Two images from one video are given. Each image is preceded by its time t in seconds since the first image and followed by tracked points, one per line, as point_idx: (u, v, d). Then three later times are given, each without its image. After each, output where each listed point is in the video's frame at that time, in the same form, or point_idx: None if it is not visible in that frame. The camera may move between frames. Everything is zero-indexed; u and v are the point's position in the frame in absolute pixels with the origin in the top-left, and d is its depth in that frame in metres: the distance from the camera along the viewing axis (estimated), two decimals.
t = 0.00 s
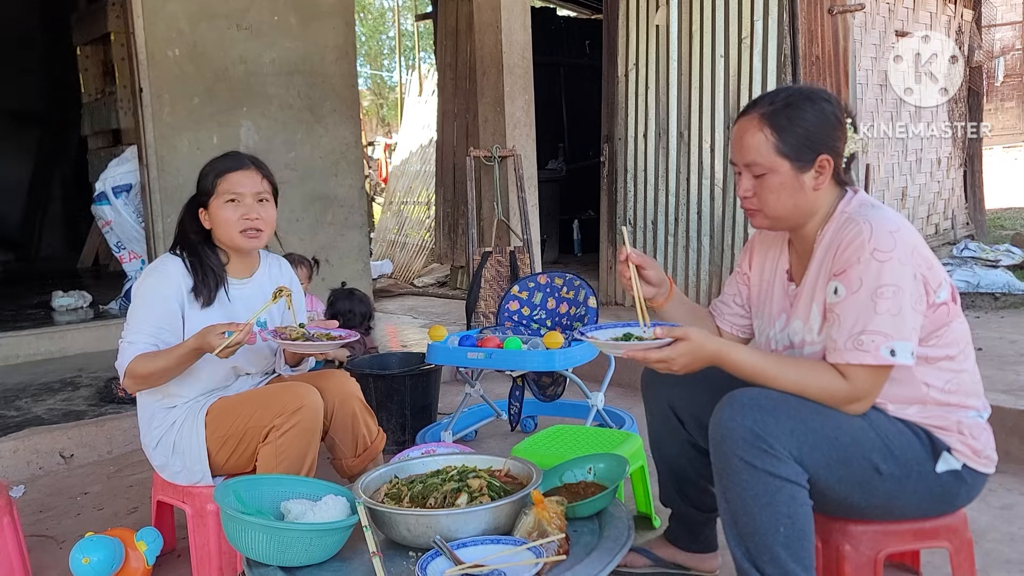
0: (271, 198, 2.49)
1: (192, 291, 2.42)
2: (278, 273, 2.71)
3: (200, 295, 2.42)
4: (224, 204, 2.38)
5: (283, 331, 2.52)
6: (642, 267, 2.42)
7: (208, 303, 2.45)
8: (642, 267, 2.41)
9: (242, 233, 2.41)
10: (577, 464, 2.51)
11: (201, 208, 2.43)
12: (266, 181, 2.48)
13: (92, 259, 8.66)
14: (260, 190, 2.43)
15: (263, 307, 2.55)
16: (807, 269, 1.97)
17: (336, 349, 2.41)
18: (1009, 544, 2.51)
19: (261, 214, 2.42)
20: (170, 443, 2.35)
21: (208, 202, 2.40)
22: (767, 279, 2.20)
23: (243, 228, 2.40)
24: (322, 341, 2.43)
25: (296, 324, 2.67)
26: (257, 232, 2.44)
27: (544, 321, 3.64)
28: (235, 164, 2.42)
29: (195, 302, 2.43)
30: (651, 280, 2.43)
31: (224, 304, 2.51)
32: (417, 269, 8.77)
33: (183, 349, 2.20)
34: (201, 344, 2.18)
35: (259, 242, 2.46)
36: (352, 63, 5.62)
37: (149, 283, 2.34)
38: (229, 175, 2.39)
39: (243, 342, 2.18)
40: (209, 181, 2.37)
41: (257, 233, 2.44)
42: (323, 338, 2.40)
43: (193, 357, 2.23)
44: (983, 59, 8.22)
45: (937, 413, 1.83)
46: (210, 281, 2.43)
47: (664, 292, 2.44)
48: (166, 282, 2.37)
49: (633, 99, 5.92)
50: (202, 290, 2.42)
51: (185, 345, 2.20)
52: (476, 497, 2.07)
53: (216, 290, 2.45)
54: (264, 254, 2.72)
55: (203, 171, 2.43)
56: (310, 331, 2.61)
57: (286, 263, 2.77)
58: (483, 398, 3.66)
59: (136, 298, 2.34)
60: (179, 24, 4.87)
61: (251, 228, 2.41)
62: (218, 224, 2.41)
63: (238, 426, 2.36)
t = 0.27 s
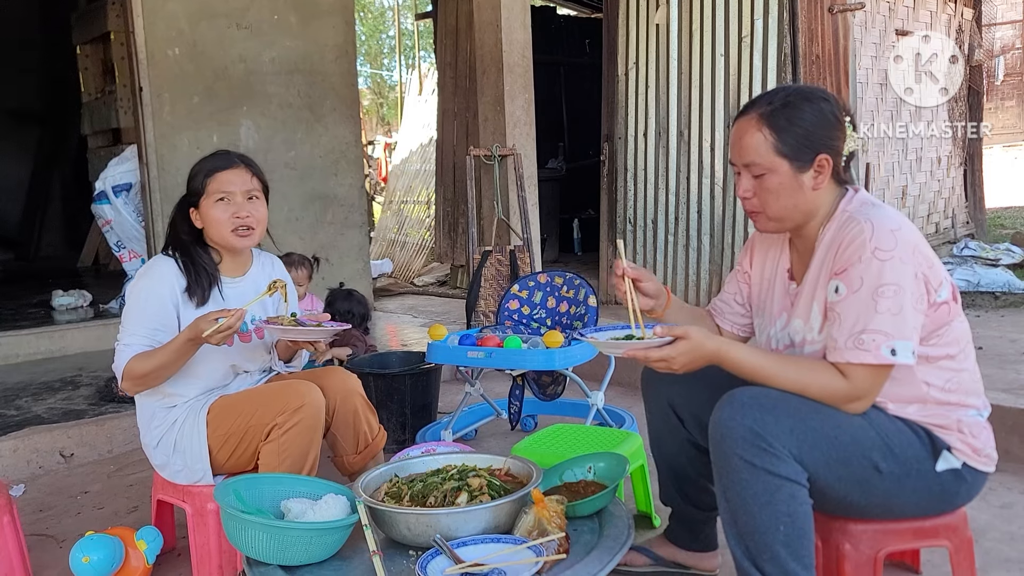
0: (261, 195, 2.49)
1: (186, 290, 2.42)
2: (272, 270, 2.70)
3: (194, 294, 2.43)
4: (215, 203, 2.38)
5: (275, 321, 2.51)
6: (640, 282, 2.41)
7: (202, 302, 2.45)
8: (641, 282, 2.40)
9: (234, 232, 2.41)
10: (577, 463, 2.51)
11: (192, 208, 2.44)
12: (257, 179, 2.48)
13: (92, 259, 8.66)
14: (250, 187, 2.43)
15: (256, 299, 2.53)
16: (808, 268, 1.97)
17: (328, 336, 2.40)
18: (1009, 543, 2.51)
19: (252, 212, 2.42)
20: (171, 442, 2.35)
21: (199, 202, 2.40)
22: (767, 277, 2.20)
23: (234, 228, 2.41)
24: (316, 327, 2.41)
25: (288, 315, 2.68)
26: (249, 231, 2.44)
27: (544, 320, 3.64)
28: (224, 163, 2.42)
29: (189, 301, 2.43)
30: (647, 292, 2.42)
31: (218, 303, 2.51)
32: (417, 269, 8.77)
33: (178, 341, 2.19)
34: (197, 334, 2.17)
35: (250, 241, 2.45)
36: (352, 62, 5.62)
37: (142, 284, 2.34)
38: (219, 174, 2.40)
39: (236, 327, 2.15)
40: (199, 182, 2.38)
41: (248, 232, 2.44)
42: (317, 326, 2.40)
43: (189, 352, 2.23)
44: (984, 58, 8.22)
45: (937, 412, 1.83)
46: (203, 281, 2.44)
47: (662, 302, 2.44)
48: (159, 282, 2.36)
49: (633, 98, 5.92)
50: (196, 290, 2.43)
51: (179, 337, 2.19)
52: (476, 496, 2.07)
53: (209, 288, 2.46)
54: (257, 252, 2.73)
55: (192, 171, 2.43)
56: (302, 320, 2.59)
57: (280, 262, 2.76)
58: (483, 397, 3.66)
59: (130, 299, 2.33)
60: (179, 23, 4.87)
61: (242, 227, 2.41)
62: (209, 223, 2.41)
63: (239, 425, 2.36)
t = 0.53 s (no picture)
0: (240, 192, 2.48)
1: (169, 290, 2.41)
2: (256, 268, 2.71)
3: (178, 295, 2.41)
4: (193, 202, 2.38)
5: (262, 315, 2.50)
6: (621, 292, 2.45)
7: (187, 302, 2.44)
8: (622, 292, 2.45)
9: (213, 230, 2.41)
10: (576, 462, 2.51)
11: (171, 208, 2.44)
12: (235, 176, 2.48)
13: (91, 258, 8.65)
14: (227, 184, 2.43)
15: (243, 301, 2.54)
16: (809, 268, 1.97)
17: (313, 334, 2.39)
18: (1009, 542, 2.51)
19: (230, 209, 2.42)
20: (171, 441, 2.35)
21: (177, 202, 2.40)
22: (768, 276, 2.20)
23: (213, 226, 2.40)
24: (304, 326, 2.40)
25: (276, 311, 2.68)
26: (228, 228, 2.44)
27: (544, 319, 3.64)
28: (201, 161, 2.42)
29: (174, 301, 2.42)
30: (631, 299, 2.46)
31: (203, 302, 2.50)
32: (416, 268, 8.77)
33: (166, 345, 2.19)
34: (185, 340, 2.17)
35: (230, 238, 2.45)
36: (352, 61, 5.62)
37: (126, 288, 2.33)
38: (196, 173, 2.39)
39: (222, 330, 2.16)
40: (176, 181, 2.38)
41: (228, 229, 2.44)
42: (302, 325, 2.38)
43: (177, 355, 2.23)
44: (983, 57, 8.23)
45: (937, 412, 1.83)
46: (186, 280, 2.42)
47: (650, 304, 2.47)
48: (142, 285, 2.35)
49: (633, 97, 5.92)
50: (179, 290, 2.41)
51: (166, 341, 2.19)
52: (476, 495, 2.07)
53: (193, 288, 2.44)
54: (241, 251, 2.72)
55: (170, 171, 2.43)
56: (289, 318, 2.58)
57: (264, 259, 2.77)
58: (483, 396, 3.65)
59: (115, 304, 2.32)
60: (178, 22, 4.86)
61: (221, 223, 2.41)
62: (188, 222, 2.41)
63: (237, 423, 2.35)
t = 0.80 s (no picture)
0: (227, 190, 2.49)
1: (159, 290, 2.40)
2: (245, 265, 2.71)
3: (167, 294, 2.41)
4: (181, 201, 2.38)
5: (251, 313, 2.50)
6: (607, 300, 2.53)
7: (176, 301, 2.43)
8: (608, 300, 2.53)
9: (202, 228, 2.41)
10: (576, 461, 2.51)
11: (158, 207, 2.43)
12: (221, 173, 2.48)
13: (91, 258, 8.66)
14: (214, 182, 2.43)
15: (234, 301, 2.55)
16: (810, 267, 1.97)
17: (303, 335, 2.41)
18: (1009, 541, 2.51)
19: (218, 207, 2.43)
20: (170, 441, 2.36)
21: (164, 201, 2.40)
22: (767, 275, 2.20)
23: (202, 224, 2.41)
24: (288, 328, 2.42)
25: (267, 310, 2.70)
26: (216, 225, 2.44)
27: (544, 319, 3.64)
28: (185, 160, 2.42)
29: (163, 300, 2.42)
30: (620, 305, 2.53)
31: (193, 300, 2.50)
32: (416, 268, 8.77)
33: (155, 349, 2.19)
34: (174, 347, 2.17)
35: (219, 235, 2.46)
36: (351, 61, 5.61)
37: (114, 289, 2.32)
38: (181, 172, 2.39)
39: (212, 338, 2.18)
40: (162, 180, 2.37)
41: (217, 227, 2.44)
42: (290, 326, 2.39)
43: (169, 359, 2.23)
44: (983, 57, 8.23)
45: (937, 412, 1.83)
46: (175, 280, 2.42)
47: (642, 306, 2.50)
48: (131, 286, 2.34)
49: (633, 97, 5.92)
50: (168, 289, 2.40)
51: (156, 345, 2.19)
52: (475, 495, 2.07)
53: (182, 287, 2.44)
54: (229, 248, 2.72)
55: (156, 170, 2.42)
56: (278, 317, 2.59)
57: (255, 257, 2.77)
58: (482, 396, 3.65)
59: (104, 306, 2.31)
60: (178, 22, 4.86)
61: (210, 222, 2.42)
62: (175, 221, 2.41)
63: (236, 423, 2.35)
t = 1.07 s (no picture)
0: (237, 192, 2.49)
1: (165, 289, 2.40)
2: (249, 265, 2.70)
3: (173, 294, 2.41)
4: (191, 203, 2.38)
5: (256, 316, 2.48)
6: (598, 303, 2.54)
7: (181, 301, 2.44)
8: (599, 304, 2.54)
9: (212, 230, 2.42)
10: (576, 461, 2.51)
11: (167, 206, 2.42)
12: (231, 175, 2.48)
13: (91, 257, 8.66)
14: (226, 185, 2.43)
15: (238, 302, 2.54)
16: (810, 267, 1.97)
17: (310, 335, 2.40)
18: (1009, 541, 2.51)
19: (229, 210, 2.43)
20: (171, 441, 2.36)
21: (174, 201, 2.39)
22: (766, 276, 2.21)
23: (212, 226, 2.41)
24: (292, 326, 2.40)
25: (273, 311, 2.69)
26: (226, 228, 2.45)
27: (543, 319, 3.64)
28: (196, 161, 2.41)
29: (169, 300, 2.42)
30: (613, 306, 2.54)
31: (199, 300, 2.51)
32: (416, 267, 8.77)
33: (160, 349, 2.19)
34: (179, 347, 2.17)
35: (228, 237, 2.46)
36: (352, 60, 5.61)
37: (121, 288, 2.32)
38: (193, 173, 2.38)
39: (217, 337, 2.18)
40: (174, 180, 2.36)
41: (226, 229, 2.44)
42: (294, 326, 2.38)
43: (173, 358, 2.23)
44: (983, 57, 8.23)
45: (936, 412, 1.83)
46: (181, 279, 2.43)
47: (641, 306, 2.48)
48: (137, 285, 2.34)
49: (633, 97, 5.92)
50: (174, 289, 2.41)
51: (161, 346, 2.19)
52: (475, 495, 2.07)
53: (188, 287, 2.45)
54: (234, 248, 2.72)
55: (165, 169, 2.42)
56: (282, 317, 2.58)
57: (258, 257, 2.78)
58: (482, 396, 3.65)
59: (110, 305, 2.32)
60: (178, 21, 4.86)
61: (220, 224, 2.42)
62: (185, 222, 2.41)
63: (239, 423, 2.36)
